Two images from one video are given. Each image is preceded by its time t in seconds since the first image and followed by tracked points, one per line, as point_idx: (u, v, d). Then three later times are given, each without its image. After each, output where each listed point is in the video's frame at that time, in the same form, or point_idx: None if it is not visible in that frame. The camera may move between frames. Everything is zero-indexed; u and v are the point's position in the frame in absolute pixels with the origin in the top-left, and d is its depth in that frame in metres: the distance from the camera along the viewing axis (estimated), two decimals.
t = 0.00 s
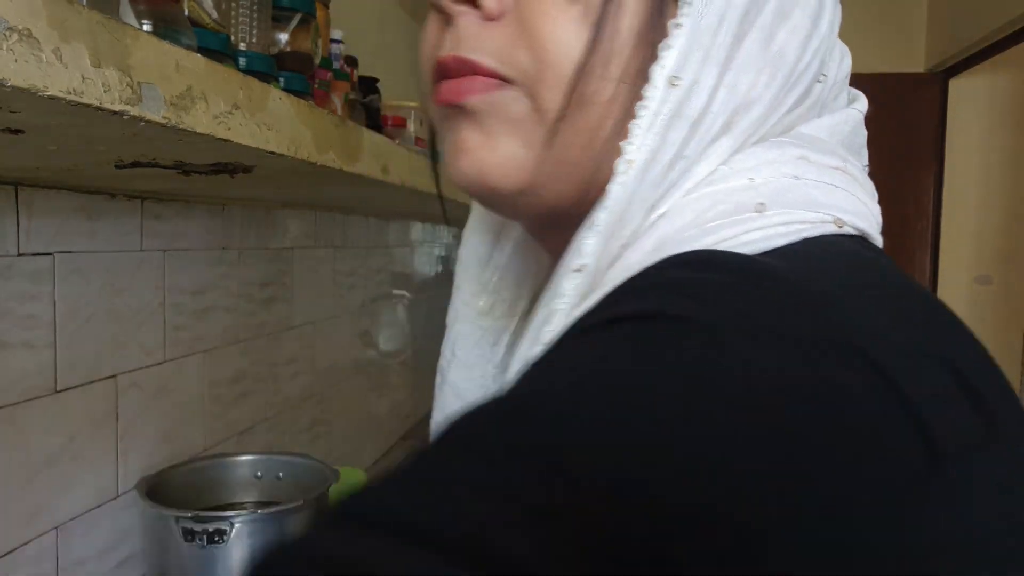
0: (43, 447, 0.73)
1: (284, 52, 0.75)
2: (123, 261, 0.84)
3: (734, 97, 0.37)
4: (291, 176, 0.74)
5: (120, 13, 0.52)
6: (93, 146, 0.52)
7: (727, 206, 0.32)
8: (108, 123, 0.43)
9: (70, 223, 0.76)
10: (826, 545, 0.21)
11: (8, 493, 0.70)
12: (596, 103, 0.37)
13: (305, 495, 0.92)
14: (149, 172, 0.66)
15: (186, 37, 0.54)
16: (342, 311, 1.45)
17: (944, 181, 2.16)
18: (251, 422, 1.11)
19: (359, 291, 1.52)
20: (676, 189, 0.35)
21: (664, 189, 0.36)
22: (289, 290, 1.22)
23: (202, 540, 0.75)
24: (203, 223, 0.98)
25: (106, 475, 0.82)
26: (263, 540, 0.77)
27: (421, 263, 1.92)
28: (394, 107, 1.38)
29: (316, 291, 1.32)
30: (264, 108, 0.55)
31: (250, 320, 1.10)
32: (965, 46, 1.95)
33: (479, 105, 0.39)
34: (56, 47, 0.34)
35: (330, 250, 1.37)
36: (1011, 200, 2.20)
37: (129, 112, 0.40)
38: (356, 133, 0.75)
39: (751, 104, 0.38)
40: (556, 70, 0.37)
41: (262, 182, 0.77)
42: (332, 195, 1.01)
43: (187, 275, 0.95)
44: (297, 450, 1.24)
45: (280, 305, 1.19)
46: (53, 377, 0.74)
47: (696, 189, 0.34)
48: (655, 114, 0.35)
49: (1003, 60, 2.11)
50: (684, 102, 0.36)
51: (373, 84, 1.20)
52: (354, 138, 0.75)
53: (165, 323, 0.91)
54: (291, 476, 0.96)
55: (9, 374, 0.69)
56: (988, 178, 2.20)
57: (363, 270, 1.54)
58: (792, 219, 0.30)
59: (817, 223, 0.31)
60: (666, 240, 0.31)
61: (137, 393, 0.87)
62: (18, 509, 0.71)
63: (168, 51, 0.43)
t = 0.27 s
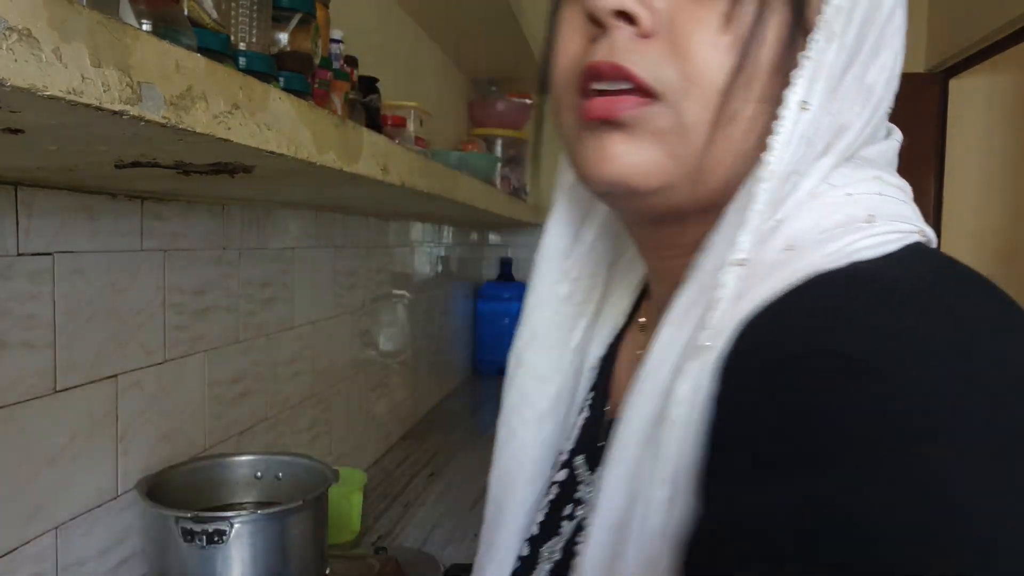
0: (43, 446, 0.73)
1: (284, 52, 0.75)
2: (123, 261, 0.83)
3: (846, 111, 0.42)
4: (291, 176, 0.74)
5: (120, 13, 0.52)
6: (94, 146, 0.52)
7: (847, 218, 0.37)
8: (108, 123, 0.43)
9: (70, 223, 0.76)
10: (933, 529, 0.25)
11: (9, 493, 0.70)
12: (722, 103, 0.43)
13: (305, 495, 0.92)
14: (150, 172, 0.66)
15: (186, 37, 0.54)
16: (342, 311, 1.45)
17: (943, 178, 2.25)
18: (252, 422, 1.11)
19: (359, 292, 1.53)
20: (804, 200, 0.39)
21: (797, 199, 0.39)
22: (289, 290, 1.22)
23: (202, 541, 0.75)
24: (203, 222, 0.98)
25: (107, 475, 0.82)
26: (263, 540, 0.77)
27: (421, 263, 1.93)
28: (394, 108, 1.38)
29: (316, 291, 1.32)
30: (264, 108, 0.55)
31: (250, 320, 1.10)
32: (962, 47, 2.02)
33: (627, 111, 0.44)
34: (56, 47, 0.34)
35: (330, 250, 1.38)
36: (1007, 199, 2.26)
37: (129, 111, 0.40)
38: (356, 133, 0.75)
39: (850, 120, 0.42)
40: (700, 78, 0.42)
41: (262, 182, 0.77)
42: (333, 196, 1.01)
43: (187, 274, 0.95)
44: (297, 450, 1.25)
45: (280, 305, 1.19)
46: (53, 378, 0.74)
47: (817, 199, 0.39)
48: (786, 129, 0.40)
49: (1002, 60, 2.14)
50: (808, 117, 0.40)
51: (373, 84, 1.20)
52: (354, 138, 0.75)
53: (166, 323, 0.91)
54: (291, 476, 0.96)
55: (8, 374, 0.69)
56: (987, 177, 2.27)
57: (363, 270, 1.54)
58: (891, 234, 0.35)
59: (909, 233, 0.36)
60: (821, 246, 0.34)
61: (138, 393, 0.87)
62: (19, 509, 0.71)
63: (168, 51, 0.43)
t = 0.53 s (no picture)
0: (45, 446, 0.74)
1: (284, 53, 0.75)
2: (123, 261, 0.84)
3: (934, 158, 0.64)
4: (290, 176, 0.74)
5: (120, 12, 0.52)
6: (95, 146, 0.52)
7: (947, 262, 0.60)
8: (108, 123, 0.43)
9: (71, 223, 0.76)
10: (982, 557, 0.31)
11: (9, 493, 0.70)
12: (826, 152, 0.67)
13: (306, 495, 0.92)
14: (151, 172, 0.66)
15: (187, 37, 0.55)
16: (342, 311, 1.45)
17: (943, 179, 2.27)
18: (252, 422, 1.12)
19: (359, 292, 1.53)
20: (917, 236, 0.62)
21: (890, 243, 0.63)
22: (290, 290, 1.22)
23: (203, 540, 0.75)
24: (204, 223, 0.98)
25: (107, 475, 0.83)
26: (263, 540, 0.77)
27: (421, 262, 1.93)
28: (394, 108, 1.38)
29: (316, 291, 1.32)
30: (264, 108, 0.55)
31: (251, 320, 1.10)
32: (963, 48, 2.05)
33: (750, 160, 0.70)
34: (57, 48, 0.34)
35: (331, 250, 1.38)
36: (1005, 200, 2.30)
37: (129, 112, 0.40)
38: (357, 133, 0.75)
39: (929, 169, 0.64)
40: (818, 137, 0.67)
41: (262, 182, 0.77)
42: (333, 196, 1.01)
43: (188, 275, 0.95)
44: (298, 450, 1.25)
45: (281, 305, 1.19)
46: (54, 377, 0.74)
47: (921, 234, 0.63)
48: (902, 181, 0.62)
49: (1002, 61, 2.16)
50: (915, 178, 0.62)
51: (373, 84, 1.21)
52: (354, 138, 0.75)
53: (167, 324, 0.91)
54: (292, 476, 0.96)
55: (8, 374, 0.69)
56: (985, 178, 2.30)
57: (363, 270, 1.54)
58: (979, 271, 0.59)
59: (989, 271, 0.60)
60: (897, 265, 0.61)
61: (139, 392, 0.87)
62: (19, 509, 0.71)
63: (169, 51, 0.43)
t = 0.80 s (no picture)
0: (46, 445, 0.74)
1: (284, 53, 0.75)
2: (124, 261, 0.84)
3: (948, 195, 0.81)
4: (290, 176, 0.74)
5: (121, 12, 0.52)
6: (96, 147, 0.52)
7: (964, 271, 0.78)
8: (108, 123, 0.43)
9: (71, 223, 0.76)
10: None
11: (9, 492, 0.70)
12: (873, 201, 0.84)
13: (306, 494, 0.93)
14: (151, 173, 0.66)
15: (188, 37, 0.55)
16: (342, 311, 1.45)
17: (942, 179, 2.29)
18: (252, 421, 1.12)
19: (359, 292, 1.53)
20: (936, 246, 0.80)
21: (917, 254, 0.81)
22: (290, 290, 1.22)
23: (202, 540, 0.75)
24: (204, 223, 0.98)
25: (107, 474, 0.83)
26: (261, 539, 0.77)
27: (421, 263, 1.93)
28: (395, 108, 1.38)
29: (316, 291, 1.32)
30: (264, 109, 0.55)
31: (251, 320, 1.10)
32: (962, 48, 2.06)
33: (817, 213, 0.86)
34: (57, 48, 0.34)
35: (331, 250, 1.38)
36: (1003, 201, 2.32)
37: (129, 112, 0.40)
38: (357, 133, 0.76)
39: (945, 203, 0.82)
40: (865, 191, 0.84)
41: (261, 182, 0.77)
42: (332, 196, 1.01)
43: (188, 275, 0.95)
44: (298, 449, 1.25)
45: (281, 305, 1.19)
46: (54, 376, 0.74)
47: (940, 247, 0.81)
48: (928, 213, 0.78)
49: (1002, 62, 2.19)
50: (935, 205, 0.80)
51: (374, 84, 1.21)
52: (354, 138, 0.75)
53: (167, 324, 0.91)
54: (292, 475, 0.96)
55: (9, 374, 0.69)
56: (984, 179, 2.32)
57: (364, 270, 1.55)
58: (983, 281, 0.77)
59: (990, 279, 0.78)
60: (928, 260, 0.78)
61: (139, 392, 0.87)
62: (21, 507, 0.71)
63: (169, 52, 0.43)
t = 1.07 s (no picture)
0: (46, 445, 0.74)
1: (284, 53, 0.75)
2: (125, 261, 0.84)
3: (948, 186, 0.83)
4: (289, 176, 0.74)
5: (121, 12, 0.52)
6: (95, 146, 0.52)
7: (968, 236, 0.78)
8: (108, 123, 0.43)
9: (72, 223, 0.76)
10: None
11: (9, 492, 0.70)
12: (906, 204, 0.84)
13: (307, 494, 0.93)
14: (152, 173, 0.66)
15: (188, 38, 0.55)
16: (342, 311, 1.45)
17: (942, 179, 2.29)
18: (252, 421, 1.12)
19: (359, 292, 1.53)
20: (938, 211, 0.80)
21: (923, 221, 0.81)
22: (289, 290, 1.22)
23: (203, 539, 0.75)
24: (204, 223, 0.98)
25: (107, 474, 0.83)
26: (262, 539, 0.77)
27: (421, 263, 1.93)
28: (394, 108, 1.38)
29: (316, 292, 1.32)
30: (264, 109, 0.55)
31: (251, 320, 1.10)
32: (962, 48, 2.07)
33: (856, 215, 0.85)
34: (57, 48, 0.35)
35: (330, 250, 1.38)
36: (1003, 200, 2.33)
37: (130, 112, 0.40)
38: (357, 134, 0.76)
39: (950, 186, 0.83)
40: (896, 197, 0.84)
41: (261, 182, 0.77)
42: (332, 196, 1.01)
43: (188, 275, 0.95)
44: (298, 449, 1.25)
45: (280, 305, 1.19)
46: (54, 376, 0.74)
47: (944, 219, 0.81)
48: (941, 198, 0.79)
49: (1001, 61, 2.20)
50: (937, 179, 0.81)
51: (374, 84, 1.21)
52: (354, 138, 0.75)
53: (167, 324, 0.91)
54: (292, 475, 0.96)
55: (9, 374, 0.69)
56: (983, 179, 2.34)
57: (364, 270, 1.54)
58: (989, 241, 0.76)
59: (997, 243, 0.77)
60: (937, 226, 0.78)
61: (138, 392, 0.87)
62: (21, 507, 0.71)
63: (169, 53, 0.43)
